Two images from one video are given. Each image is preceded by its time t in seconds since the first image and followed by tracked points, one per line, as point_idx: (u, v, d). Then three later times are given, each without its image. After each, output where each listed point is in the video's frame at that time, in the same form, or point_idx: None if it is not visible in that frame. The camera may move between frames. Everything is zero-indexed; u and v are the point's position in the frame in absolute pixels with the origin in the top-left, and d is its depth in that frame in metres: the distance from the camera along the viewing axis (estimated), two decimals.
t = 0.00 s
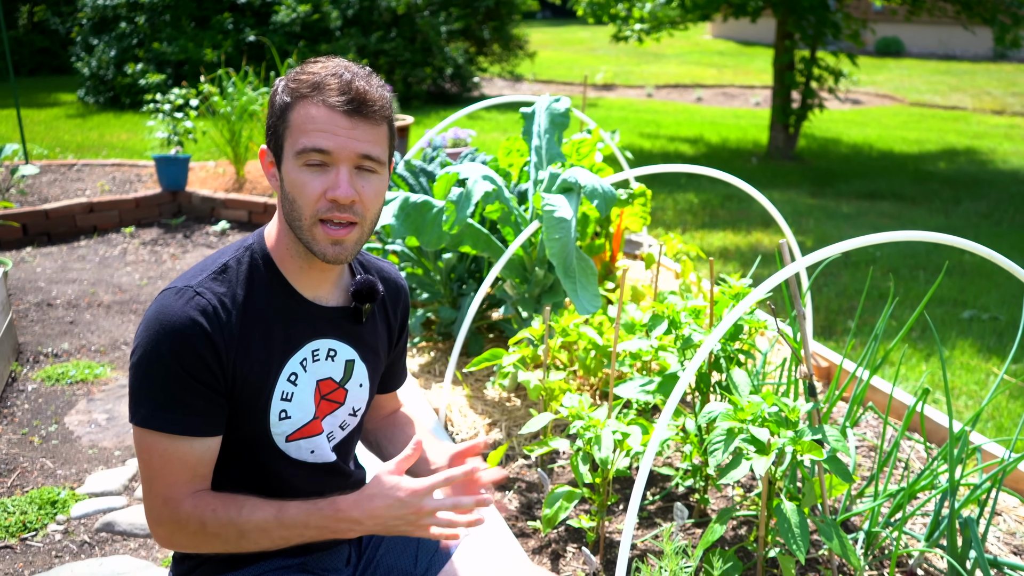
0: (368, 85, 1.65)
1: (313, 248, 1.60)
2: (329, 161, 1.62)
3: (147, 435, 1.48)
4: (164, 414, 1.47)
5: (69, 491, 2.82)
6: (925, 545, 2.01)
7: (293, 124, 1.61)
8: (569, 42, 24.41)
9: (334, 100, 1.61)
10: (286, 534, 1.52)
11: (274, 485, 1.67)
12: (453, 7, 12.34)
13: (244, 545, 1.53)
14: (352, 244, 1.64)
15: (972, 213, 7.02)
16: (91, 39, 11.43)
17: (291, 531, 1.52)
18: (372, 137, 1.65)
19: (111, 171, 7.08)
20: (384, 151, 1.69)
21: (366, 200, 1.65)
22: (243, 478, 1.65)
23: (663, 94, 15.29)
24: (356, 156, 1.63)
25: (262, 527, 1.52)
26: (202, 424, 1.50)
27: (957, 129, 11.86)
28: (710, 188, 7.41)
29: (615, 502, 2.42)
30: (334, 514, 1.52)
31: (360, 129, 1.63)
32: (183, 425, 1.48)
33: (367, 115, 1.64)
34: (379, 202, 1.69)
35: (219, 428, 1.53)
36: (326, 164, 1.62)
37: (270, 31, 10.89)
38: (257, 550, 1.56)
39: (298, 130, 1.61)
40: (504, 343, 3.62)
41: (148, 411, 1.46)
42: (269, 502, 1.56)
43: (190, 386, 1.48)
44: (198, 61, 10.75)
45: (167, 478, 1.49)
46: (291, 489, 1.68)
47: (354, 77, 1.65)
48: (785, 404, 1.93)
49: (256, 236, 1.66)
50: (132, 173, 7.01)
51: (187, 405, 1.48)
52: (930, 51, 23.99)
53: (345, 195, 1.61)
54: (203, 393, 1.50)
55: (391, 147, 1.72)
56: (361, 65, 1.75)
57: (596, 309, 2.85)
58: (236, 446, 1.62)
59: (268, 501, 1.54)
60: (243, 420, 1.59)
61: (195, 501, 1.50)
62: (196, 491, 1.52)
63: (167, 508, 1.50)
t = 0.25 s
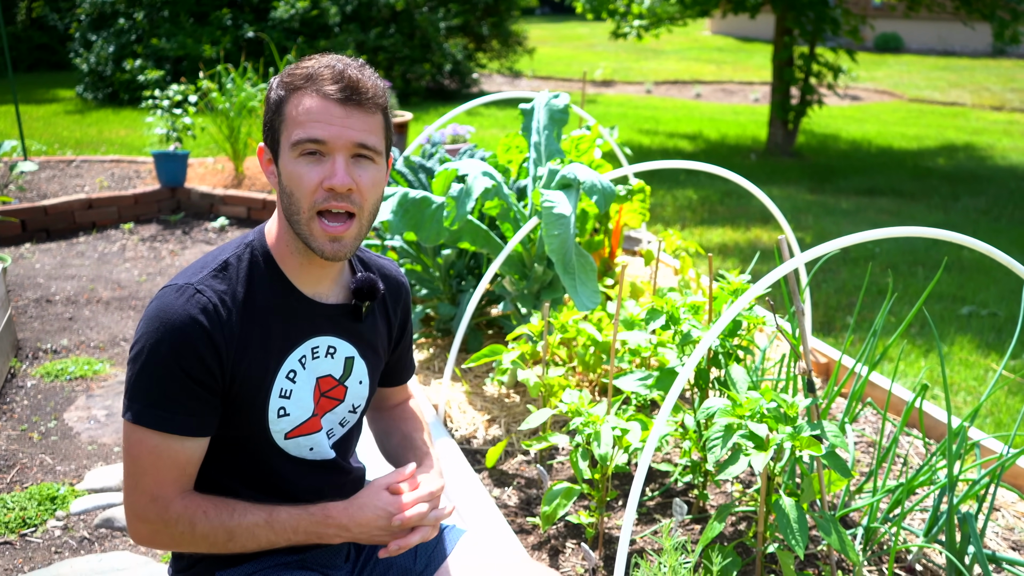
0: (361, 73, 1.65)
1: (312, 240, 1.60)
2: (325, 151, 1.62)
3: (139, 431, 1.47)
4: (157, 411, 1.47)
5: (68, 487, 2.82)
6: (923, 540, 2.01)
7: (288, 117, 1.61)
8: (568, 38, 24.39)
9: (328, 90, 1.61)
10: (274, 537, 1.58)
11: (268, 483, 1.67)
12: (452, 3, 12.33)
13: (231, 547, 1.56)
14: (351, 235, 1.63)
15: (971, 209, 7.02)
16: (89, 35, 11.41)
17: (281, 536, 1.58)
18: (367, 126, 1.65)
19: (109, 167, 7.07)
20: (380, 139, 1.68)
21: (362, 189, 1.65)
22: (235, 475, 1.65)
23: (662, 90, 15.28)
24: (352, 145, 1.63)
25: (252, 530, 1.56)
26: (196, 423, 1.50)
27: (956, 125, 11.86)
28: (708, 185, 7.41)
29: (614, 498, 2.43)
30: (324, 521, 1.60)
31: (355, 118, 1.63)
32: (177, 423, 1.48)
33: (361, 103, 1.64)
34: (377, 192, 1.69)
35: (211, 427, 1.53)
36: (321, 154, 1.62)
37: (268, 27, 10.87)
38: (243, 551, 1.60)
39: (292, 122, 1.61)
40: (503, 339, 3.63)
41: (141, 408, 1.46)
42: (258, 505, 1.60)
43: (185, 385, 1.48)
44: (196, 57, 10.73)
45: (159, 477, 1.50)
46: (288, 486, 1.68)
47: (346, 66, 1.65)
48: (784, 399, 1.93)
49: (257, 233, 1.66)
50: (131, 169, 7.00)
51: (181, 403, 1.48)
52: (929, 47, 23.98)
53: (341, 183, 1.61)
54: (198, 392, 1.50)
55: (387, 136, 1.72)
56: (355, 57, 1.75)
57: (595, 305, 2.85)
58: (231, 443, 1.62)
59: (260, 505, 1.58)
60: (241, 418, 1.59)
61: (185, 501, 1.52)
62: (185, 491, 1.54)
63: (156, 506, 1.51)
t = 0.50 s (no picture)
0: (360, 75, 1.65)
1: (311, 239, 1.60)
2: (322, 153, 1.62)
3: (136, 428, 1.47)
4: (154, 409, 1.47)
5: (66, 485, 2.82)
6: (920, 538, 2.01)
7: (287, 117, 1.61)
8: (566, 36, 24.39)
9: (326, 92, 1.61)
10: (269, 534, 1.57)
11: (265, 480, 1.66)
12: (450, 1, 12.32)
13: (225, 543, 1.56)
14: (347, 235, 1.63)
15: (969, 207, 7.02)
16: (87, 32, 11.41)
17: (276, 531, 1.58)
18: (365, 128, 1.65)
19: (108, 165, 7.06)
20: (377, 141, 1.68)
21: (359, 190, 1.65)
22: (232, 472, 1.65)
23: (660, 88, 15.28)
24: (350, 147, 1.63)
25: (246, 527, 1.56)
26: (192, 421, 1.50)
27: (955, 123, 11.86)
28: (707, 183, 7.41)
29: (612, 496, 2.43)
30: (319, 516, 1.60)
31: (353, 120, 1.63)
32: (174, 421, 1.48)
33: (359, 105, 1.64)
34: (374, 192, 1.69)
35: (208, 425, 1.53)
36: (319, 156, 1.62)
37: (267, 25, 10.86)
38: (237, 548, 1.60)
39: (290, 123, 1.61)
40: (502, 338, 3.63)
41: (139, 405, 1.46)
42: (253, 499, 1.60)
43: (182, 383, 1.48)
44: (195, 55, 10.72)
45: (156, 474, 1.50)
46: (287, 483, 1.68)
47: (345, 67, 1.65)
48: (782, 397, 1.93)
49: (254, 231, 1.66)
50: (129, 167, 6.99)
51: (179, 401, 1.48)
52: (927, 45, 24.01)
53: (340, 185, 1.61)
54: (195, 389, 1.49)
55: (384, 137, 1.72)
56: (353, 57, 1.75)
57: (593, 303, 2.85)
58: (228, 440, 1.62)
59: (254, 501, 1.58)
60: (239, 415, 1.59)
61: (180, 498, 1.52)
62: (180, 487, 1.54)
63: (151, 502, 1.51)
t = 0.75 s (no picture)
0: (353, 78, 1.64)
1: (302, 240, 1.60)
2: (315, 156, 1.61)
3: (135, 431, 1.47)
4: (152, 411, 1.46)
5: (61, 485, 2.81)
6: (915, 538, 2.02)
7: (280, 119, 1.61)
8: (562, 36, 24.41)
9: (320, 94, 1.60)
10: (268, 536, 1.57)
11: (263, 481, 1.66)
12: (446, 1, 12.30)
13: (225, 545, 1.56)
14: (340, 236, 1.63)
15: (964, 207, 7.04)
16: (82, 31, 11.38)
17: (276, 532, 1.58)
18: (358, 131, 1.64)
19: (103, 164, 7.04)
20: (370, 144, 1.68)
21: (352, 193, 1.65)
22: (229, 473, 1.65)
23: (656, 89, 15.29)
24: (342, 150, 1.63)
25: (245, 528, 1.56)
26: (190, 423, 1.50)
27: (950, 124, 11.89)
28: (702, 183, 7.42)
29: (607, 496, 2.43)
30: (319, 518, 1.60)
31: (346, 123, 1.63)
32: (172, 423, 1.48)
33: (353, 108, 1.63)
34: (367, 194, 1.69)
35: (205, 426, 1.53)
36: (312, 159, 1.61)
37: (262, 24, 10.84)
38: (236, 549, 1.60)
39: (283, 125, 1.61)
40: (497, 338, 3.62)
41: (137, 407, 1.45)
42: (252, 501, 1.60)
43: (180, 384, 1.48)
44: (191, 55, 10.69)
45: (156, 476, 1.50)
46: (285, 483, 1.68)
47: (339, 70, 1.64)
48: (777, 398, 1.93)
49: (248, 231, 1.66)
50: (125, 166, 6.98)
51: (177, 402, 1.48)
52: (923, 46, 24.05)
53: (332, 188, 1.61)
54: (193, 391, 1.49)
55: (378, 139, 1.71)
56: (348, 58, 1.74)
57: (588, 304, 2.85)
58: (225, 441, 1.62)
59: (252, 503, 1.58)
60: (236, 416, 1.59)
61: (179, 500, 1.52)
62: (179, 489, 1.53)
63: (150, 505, 1.51)
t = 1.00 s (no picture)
0: (350, 88, 1.64)
1: (300, 250, 1.60)
2: (312, 167, 1.62)
3: (130, 439, 1.47)
4: (147, 419, 1.46)
5: (56, 491, 2.80)
6: (911, 545, 2.02)
7: (277, 130, 1.61)
8: (559, 43, 24.46)
9: (316, 105, 1.60)
10: (263, 543, 1.57)
11: (259, 489, 1.66)
12: (443, 8, 12.33)
13: (220, 552, 1.56)
14: (338, 246, 1.63)
15: (960, 215, 7.07)
16: (79, 37, 11.39)
17: (271, 540, 1.57)
18: (355, 142, 1.65)
19: (99, 170, 7.04)
20: (367, 154, 1.68)
21: (350, 204, 1.65)
22: (225, 481, 1.65)
23: (652, 96, 15.32)
24: (339, 161, 1.63)
25: (240, 536, 1.55)
26: (185, 431, 1.49)
27: (945, 132, 11.93)
28: (698, 190, 7.43)
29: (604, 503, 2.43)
30: (314, 526, 1.59)
31: (342, 134, 1.63)
32: (168, 432, 1.47)
33: (350, 119, 1.63)
34: (365, 204, 1.69)
35: (201, 435, 1.53)
36: (309, 169, 1.62)
37: (259, 30, 10.84)
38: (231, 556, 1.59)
39: (280, 136, 1.61)
40: (494, 344, 3.62)
41: (132, 415, 1.45)
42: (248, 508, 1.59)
43: (176, 393, 1.48)
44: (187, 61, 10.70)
45: (151, 484, 1.49)
46: (281, 491, 1.68)
47: (335, 80, 1.64)
48: (774, 405, 1.93)
49: (246, 239, 1.66)
50: (121, 172, 6.97)
51: (173, 411, 1.48)
52: (918, 54, 24.15)
53: (329, 200, 1.61)
54: (188, 400, 1.49)
55: (375, 148, 1.71)
56: (345, 66, 1.73)
57: (584, 310, 2.85)
58: (221, 449, 1.62)
59: (248, 511, 1.57)
60: (232, 424, 1.59)
61: (174, 508, 1.51)
62: (175, 496, 1.53)
63: (145, 512, 1.50)
